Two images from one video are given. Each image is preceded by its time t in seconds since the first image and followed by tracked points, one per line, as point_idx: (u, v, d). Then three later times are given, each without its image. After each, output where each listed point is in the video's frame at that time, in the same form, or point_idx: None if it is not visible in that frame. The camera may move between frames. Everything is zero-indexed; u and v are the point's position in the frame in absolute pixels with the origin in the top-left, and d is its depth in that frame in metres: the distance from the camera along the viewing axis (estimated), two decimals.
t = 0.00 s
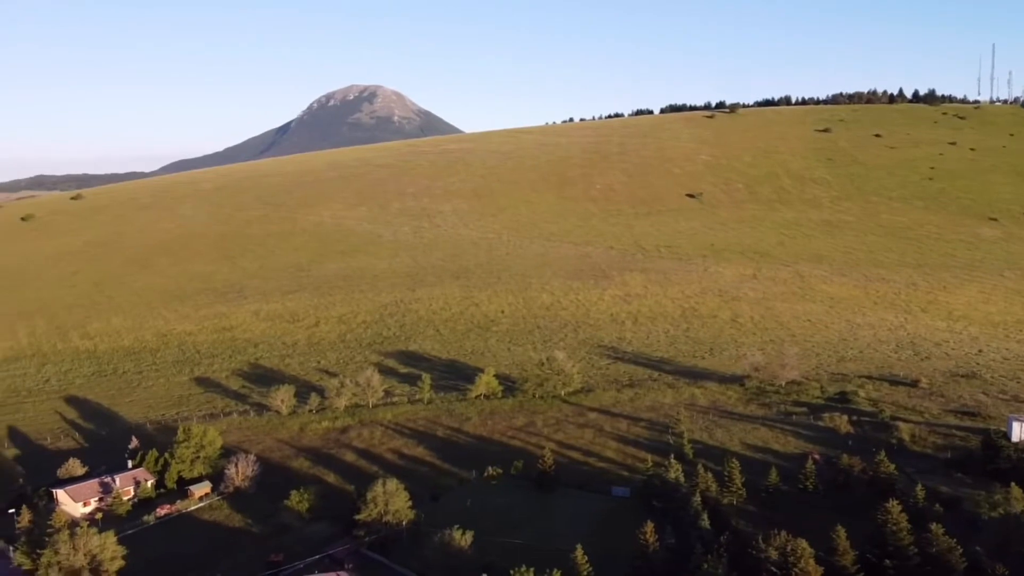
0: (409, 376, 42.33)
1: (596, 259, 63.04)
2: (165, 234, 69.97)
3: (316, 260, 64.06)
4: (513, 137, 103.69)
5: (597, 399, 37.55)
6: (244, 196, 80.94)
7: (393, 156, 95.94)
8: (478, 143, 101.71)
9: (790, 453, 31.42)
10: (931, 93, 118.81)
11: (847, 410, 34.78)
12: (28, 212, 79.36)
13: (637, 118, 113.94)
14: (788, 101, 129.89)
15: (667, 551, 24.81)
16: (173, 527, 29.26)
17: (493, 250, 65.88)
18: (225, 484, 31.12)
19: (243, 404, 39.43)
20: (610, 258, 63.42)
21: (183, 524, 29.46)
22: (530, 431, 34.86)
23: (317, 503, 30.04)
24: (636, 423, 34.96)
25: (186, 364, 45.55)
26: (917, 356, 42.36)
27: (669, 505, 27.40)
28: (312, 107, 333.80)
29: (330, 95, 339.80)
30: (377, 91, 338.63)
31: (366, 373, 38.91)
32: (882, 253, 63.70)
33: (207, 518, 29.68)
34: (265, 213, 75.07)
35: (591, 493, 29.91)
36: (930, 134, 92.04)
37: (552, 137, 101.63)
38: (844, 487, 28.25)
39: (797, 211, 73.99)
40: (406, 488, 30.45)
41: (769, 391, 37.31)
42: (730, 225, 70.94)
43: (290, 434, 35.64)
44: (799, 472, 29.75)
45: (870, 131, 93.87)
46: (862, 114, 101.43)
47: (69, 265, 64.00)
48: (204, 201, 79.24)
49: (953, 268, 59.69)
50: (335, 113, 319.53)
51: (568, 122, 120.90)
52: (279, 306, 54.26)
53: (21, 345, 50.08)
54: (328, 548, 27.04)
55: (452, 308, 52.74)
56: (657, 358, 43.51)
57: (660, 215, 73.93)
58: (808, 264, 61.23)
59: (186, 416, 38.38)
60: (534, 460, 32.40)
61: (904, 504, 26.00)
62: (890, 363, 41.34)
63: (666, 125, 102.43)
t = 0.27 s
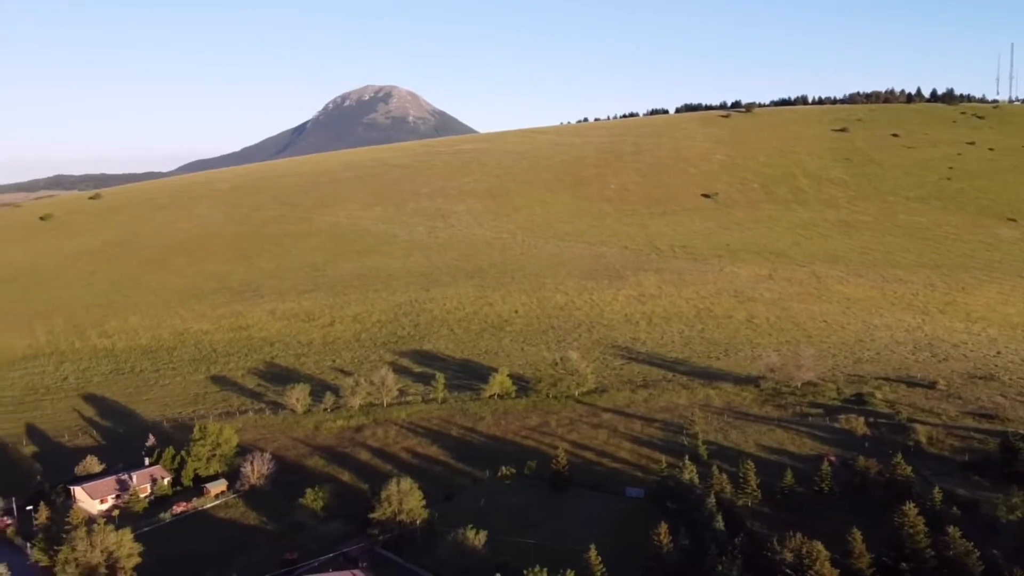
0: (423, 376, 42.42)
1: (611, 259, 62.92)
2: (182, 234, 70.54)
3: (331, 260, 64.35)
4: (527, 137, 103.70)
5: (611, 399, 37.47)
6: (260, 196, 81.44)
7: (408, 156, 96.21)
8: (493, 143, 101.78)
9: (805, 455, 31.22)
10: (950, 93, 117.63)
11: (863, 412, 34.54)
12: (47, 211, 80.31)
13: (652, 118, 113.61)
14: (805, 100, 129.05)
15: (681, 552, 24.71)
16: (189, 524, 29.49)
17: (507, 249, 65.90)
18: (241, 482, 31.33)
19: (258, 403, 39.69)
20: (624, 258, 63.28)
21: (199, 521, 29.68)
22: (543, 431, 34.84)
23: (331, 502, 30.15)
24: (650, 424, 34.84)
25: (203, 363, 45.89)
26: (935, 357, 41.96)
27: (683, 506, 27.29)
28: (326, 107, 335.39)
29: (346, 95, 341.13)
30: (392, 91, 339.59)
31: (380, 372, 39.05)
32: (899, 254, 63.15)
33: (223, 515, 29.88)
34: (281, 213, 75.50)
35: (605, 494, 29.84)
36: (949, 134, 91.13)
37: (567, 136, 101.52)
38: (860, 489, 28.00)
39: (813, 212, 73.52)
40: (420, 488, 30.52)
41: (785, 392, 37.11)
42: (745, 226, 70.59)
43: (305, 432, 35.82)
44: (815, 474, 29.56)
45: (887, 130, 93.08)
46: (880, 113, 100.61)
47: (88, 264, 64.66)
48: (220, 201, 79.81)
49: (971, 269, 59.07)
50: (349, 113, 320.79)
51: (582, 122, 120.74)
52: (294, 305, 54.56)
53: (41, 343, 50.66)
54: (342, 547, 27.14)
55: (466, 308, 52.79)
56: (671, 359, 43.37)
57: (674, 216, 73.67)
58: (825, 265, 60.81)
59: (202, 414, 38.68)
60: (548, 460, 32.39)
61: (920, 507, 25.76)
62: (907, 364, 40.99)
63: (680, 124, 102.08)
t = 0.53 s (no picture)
0: (435, 375, 42.52)
1: (623, 259, 62.81)
2: (196, 233, 71.08)
3: (345, 259, 64.60)
4: (539, 137, 103.68)
5: (624, 399, 37.41)
6: (274, 196, 81.86)
7: (421, 156, 96.45)
8: (505, 143, 101.85)
9: (819, 457, 31.04)
10: (966, 92, 116.60)
11: (878, 413, 34.30)
12: (64, 211, 81.15)
13: (665, 118, 113.31)
14: (819, 100, 128.28)
15: (693, 554, 24.63)
16: (202, 521, 29.68)
17: (520, 249, 65.95)
18: (254, 480, 31.50)
19: (272, 402, 39.92)
20: (637, 258, 63.15)
21: (213, 518, 29.86)
22: (555, 432, 34.83)
23: (344, 500, 30.26)
24: (663, 425, 34.74)
25: (217, 362, 46.21)
26: (951, 359, 41.62)
27: (696, 507, 27.19)
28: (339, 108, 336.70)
29: (359, 95, 342.25)
30: (405, 92, 340.40)
31: (393, 371, 39.20)
32: (914, 254, 62.67)
33: (237, 513, 30.05)
34: (294, 213, 75.87)
35: (617, 495, 29.77)
36: (965, 133, 90.33)
37: (579, 136, 101.43)
38: (874, 491, 27.79)
39: (827, 212, 73.09)
40: (432, 487, 30.57)
41: (798, 394, 36.92)
42: (758, 226, 70.27)
43: (318, 431, 36.00)
44: (829, 476, 29.37)
45: (903, 130, 92.38)
46: (895, 113, 99.88)
47: (104, 264, 65.25)
48: (234, 201, 80.29)
49: (988, 270, 58.53)
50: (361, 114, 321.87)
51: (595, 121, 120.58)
52: (307, 304, 54.83)
53: (57, 341, 51.17)
54: (354, 545, 27.22)
55: (479, 308, 52.86)
56: (684, 359, 43.25)
57: (687, 216, 73.45)
58: (839, 265, 60.43)
59: (216, 412, 38.95)
60: (560, 460, 32.37)
61: (935, 509, 25.54)
62: (922, 365, 40.67)
63: (693, 124, 101.76)
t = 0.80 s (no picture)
0: (446, 375, 42.62)
1: (635, 259, 62.70)
2: (209, 233, 71.50)
3: (357, 259, 64.80)
4: (551, 137, 103.66)
5: (635, 400, 37.34)
6: (286, 196, 82.22)
7: (432, 156, 96.63)
8: (517, 143, 101.86)
9: (832, 458, 30.86)
10: (981, 92, 115.70)
11: (890, 415, 34.10)
12: (78, 211, 81.82)
13: (677, 117, 113.01)
14: (832, 99, 127.59)
15: (705, 555, 24.57)
16: (215, 520, 29.79)
17: (531, 249, 65.98)
18: (267, 479, 31.63)
19: (284, 400, 40.11)
20: (648, 259, 63.03)
21: (225, 517, 29.97)
22: (566, 432, 34.82)
23: (355, 499, 30.36)
24: (674, 425, 34.66)
25: (229, 361, 46.48)
26: (965, 360, 41.32)
27: (707, 508, 27.10)
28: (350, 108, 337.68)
29: (371, 96, 343.16)
30: (416, 92, 341.04)
31: (404, 371, 39.32)
32: (928, 255, 62.24)
33: (249, 512, 30.16)
34: (307, 213, 76.17)
35: (628, 495, 29.71)
36: (980, 133, 89.66)
37: (590, 136, 101.34)
38: (887, 493, 27.60)
39: (840, 212, 72.70)
40: (443, 486, 30.61)
41: (811, 395, 36.74)
42: (771, 226, 69.98)
43: (329, 430, 36.14)
44: (841, 478, 29.19)
45: (916, 130, 91.78)
46: (909, 112, 99.26)
47: (118, 263, 65.71)
48: (247, 201, 80.67)
49: (1003, 271, 58.03)
50: (372, 114, 322.74)
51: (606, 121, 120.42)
52: (320, 303, 55.04)
53: (72, 340, 51.59)
54: (366, 544, 27.27)
55: (490, 308, 52.91)
56: (696, 360, 43.16)
57: (699, 216, 73.23)
58: (853, 266, 60.11)
59: (229, 411, 39.17)
60: (570, 460, 32.34)
61: (949, 512, 25.34)
62: (936, 367, 40.41)
63: (705, 124, 101.42)
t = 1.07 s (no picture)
0: (460, 374, 42.71)
1: (650, 260, 62.55)
2: (226, 232, 72.02)
3: (372, 259, 65.07)
4: (565, 137, 103.57)
5: (649, 400, 37.25)
6: (302, 196, 82.70)
7: (447, 156, 96.84)
8: (531, 143, 101.87)
9: (848, 460, 30.63)
10: (1002, 91, 114.43)
11: (907, 417, 33.80)
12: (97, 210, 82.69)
13: (692, 117, 112.61)
14: (849, 99, 126.69)
15: (719, 557, 24.43)
16: (231, 517, 30.01)
17: (545, 249, 65.96)
18: (281, 477, 31.83)
19: (299, 399, 40.35)
20: (663, 259, 62.84)
21: (241, 514, 30.18)
22: (580, 432, 34.79)
23: (370, 497, 30.46)
24: (689, 426, 34.52)
25: (245, 359, 46.83)
26: (984, 361, 40.89)
27: (722, 510, 26.96)
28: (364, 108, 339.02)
29: (385, 96, 344.37)
30: (431, 92, 341.94)
31: (418, 370, 39.46)
32: (947, 255, 61.64)
33: (264, 509, 30.35)
34: (322, 213, 76.57)
35: (642, 496, 29.61)
36: (1000, 132, 88.67)
37: (605, 136, 101.16)
38: (904, 496, 27.34)
39: (857, 212, 72.16)
40: (457, 486, 30.64)
41: (827, 396, 36.49)
42: (786, 226, 69.58)
43: (344, 429, 36.33)
44: (858, 480, 28.95)
45: (935, 129, 90.93)
46: (927, 112, 98.34)
47: (136, 262, 66.36)
48: (263, 201, 81.22)
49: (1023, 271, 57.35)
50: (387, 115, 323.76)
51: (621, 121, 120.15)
52: (335, 303, 55.33)
53: (91, 338, 52.13)
54: (380, 543, 27.36)
55: (504, 307, 52.97)
56: (711, 360, 42.98)
57: (714, 216, 72.92)
58: (870, 266, 59.63)
59: (244, 409, 39.48)
60: (584, 460, 32.30)
61: (967, 514, 25.07)
62: (954, 368, 40.02)
63: (720, 123, 100.97)
